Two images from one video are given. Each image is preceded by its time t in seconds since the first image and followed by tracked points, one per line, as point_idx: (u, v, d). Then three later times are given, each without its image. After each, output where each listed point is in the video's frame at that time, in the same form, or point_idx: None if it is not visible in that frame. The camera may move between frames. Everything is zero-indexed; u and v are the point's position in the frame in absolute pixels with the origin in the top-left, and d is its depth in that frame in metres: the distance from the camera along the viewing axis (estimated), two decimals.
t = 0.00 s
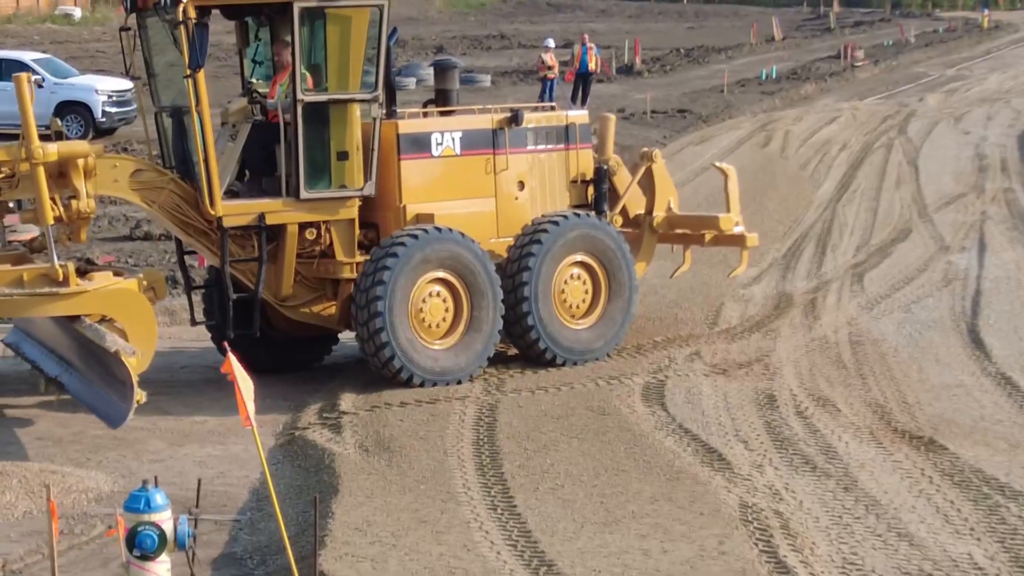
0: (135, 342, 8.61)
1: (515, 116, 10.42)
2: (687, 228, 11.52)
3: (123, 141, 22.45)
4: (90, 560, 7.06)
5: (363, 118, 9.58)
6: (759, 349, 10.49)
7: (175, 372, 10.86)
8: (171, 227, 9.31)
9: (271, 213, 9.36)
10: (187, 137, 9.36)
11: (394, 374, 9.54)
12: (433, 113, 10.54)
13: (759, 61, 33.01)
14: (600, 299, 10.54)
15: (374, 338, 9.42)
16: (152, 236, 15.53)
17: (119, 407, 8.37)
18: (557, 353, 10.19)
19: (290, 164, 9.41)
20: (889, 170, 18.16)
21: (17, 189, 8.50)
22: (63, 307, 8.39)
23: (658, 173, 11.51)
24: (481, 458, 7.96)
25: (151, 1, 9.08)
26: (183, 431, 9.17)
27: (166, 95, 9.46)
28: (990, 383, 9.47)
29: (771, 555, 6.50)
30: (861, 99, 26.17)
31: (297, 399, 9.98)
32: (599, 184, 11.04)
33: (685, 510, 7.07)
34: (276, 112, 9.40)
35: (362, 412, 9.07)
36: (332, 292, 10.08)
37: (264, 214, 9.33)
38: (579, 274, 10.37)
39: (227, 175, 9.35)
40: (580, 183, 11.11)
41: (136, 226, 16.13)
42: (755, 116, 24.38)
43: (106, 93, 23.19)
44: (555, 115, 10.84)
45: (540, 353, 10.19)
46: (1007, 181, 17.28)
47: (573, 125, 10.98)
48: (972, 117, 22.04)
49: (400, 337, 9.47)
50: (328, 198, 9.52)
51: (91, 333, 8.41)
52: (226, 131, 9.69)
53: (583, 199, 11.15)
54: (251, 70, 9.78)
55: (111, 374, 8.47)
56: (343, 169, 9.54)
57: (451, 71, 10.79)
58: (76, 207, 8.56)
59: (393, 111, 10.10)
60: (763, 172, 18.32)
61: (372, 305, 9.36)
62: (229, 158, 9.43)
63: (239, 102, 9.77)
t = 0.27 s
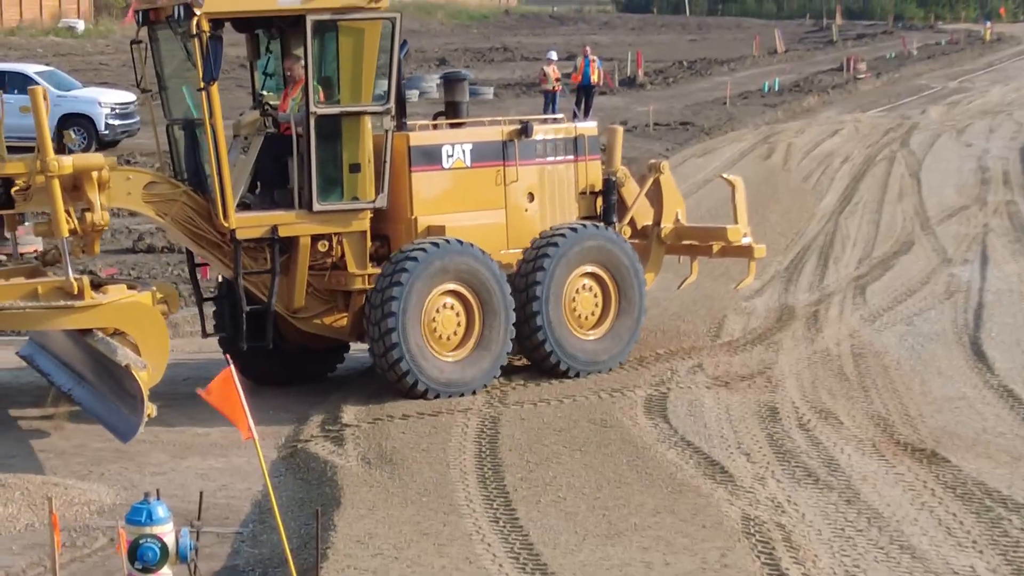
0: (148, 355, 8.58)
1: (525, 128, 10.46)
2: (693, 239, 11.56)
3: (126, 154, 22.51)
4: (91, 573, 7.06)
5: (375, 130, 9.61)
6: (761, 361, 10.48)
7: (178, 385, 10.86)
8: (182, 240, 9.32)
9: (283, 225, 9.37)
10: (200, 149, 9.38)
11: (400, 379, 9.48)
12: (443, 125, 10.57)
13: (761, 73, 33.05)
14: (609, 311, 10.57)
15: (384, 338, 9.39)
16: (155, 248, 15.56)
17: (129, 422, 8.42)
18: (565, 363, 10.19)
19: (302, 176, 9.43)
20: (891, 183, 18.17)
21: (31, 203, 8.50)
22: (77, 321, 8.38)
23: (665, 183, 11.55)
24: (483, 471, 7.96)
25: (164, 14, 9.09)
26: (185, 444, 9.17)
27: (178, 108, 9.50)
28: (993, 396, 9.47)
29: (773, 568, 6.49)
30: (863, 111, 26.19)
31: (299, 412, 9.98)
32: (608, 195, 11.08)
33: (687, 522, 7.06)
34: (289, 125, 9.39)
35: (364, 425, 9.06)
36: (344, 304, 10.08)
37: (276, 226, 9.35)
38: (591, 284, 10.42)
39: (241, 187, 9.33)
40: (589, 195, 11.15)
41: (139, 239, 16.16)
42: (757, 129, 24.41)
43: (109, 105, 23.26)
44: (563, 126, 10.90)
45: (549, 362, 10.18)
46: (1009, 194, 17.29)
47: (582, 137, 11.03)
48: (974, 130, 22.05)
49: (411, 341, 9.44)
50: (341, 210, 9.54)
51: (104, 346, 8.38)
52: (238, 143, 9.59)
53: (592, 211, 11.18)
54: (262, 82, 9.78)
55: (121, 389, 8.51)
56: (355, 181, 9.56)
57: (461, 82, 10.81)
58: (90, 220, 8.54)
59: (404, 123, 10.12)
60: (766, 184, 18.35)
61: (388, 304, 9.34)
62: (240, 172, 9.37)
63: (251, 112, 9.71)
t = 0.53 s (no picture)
0: (171, 367, 8.69)
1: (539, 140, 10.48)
2: (702, 252, 11.58)
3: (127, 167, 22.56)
4: None
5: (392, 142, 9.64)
6: (762, 375, 10.48)
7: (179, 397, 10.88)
8: (203, 250, 9.32)
9: (305, 236, 9.38)
10: (220, 161, 9.41)
11: (411, 372, 9.45)
12: (457, 137, 10.57)
13: (761, 87, 33.10)
14: (623, 327, 10.59)
15: (404, 326, 9.38)
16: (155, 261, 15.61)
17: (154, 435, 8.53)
18: (578, 370, 10.19)
19: (322, 187, 9.45)
20: (892, 196, 18.18)
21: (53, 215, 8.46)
22: (101, 334, 8.49)
23: (674, 196, 11.59)
24: (484, 484, 7.96)
25: (184, 26, 9.12)
26: (186, 457, 9.17)
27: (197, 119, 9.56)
28: (993, 409, 9.46)
29: None
30: (863, 125, 26.23)
31: (301, 424, 9.98)
32: (620, 209, 11.04)
33: (687, 536, 7.05)
34: (309, 137, 9.41)
35: (365, 438, 9.06)
36: (362, 315, 10.02)
37: (298, 237, 9.36)
38: (608, 295, 10.45)
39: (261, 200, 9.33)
40: (601, 207, 11.14)
41: (140, 251, 16.20)
42: (758, 142, 24.44)
43: (110, 118, 23.31)
44: (575, 139, 10.88)
45: (562, 370, 10.19)
46: (1010, 207, 17.30)
47: (594, 149, 11.01)
48: (975, 143, 22.08)
49: (431, 336, 9.44)
50: (360, 222, 9.57)
51: (127, 358, 8.55)
52: (256, 156, 9.48)
53: (604, 223, 11.17)
54: (278, 95, 9.83)
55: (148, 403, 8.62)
56: (374, 193, 9.58)
57: (475, 95, 10.84)
58: (113, 232, 8.60)
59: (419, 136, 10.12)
60: (766, 198, 18.37)
61: (413, 294, 9.38)
62: (259, 185, 9.37)
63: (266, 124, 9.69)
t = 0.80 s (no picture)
0: (194, 383, 8.75)
1: (552, 152, 10.52)
2: (709, 262, 11.60)
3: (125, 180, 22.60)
4: None
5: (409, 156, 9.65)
6: (760, 388, 10.49)
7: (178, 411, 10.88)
8: (224, 264, 9.31)
9: (325, 249, 9.39)
10: (239, 174, 9.37)
11: (428, 368, 9.42)
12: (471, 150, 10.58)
13: (759, 100, 33.17)
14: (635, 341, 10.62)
15: (430, 310, 9.38)
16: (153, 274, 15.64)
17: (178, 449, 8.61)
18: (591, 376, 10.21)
19: (341, 201, 9.48)
20: (890, 210, 18.21)
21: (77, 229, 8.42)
22: (127, 351, 8.51)
23: (682, 209, 11.62)
24: (481, 498, 7.96)
25: (204, 40, 9.14)
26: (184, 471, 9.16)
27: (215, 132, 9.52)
28: (991, 423, 9.47)
29: None
30: (861, 138, 26.28)
31: (299, 436, 9.97)
32: (630, 220, 11.11)
33: (685, 550, 7.05)
34: (327, 151, 9.43)
35: (363, 452, 9.05)
36: (380, 326, 10.09)
37: (319, 250, 9.36)
38: (621, 306, 10.49)
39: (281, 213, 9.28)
40: (612, 219, 11.16)
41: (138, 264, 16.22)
42: (756, 156, 24.48)
43: (108, 132, 23.35)
44: (586, 151, 10.96)
45: (571, 375, 10.19)
46: (1008, 221, 17.33)
47: (605, 161, 11.06)
48: (973, 157, 22.12)
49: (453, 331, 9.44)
50: (378, 235, 9.59)
51: (154, 375, 8.59)
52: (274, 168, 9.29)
53: (615, 234, 11.19)
54: (292, 108, 9.77)
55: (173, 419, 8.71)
56: (391, 206, 9.61)
57: (489, 107, 10.83)
58: (137, 245, 8.57)
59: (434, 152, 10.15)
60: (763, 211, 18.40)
61: (445, 285, 9.45)
62: (279, 199, 9.27)
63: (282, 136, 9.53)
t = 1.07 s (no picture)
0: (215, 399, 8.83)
1: (561, 165, 10.55)
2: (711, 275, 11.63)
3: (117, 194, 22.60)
4: None
5: (422, 168, 9.67)
6: (753, 402, 10.49)
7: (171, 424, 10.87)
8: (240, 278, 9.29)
9: (340, 262, 9.38)
10: (254, 186, 9.36)
11: (441, 358, 9.42)
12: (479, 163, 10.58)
13: (752, 114, 33.26)
14: (640, 358, 10.62)
15: (456, 300, 9.47)
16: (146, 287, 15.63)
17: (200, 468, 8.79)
18: (597, 385, 10.19)
19: (356, 213, 9.47)
20: (882, 224, 18.24)
21: (95, 242, 8.35)
22: (147, 366, 8.51)
23: (684, 221, 11.57)
24: (474, 512, 7.95)
25: (218, 54, 9.16)
26: (176, 484, 9.15)
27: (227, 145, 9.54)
28: (984, 437, 9.48)
29: None
30: (853, 152, 26.34)
31: (292, 449, 9.95)
32: (636, 232, 11.13)
33: (678, 564, 7.04)
34: (342, 163, 9.37)
35: (356, 466, 9.03)
36: (391, 338, 10.10)
37: (333, 263, 9.35)
38: (632, 319, 10.54)
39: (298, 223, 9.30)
40: (617, 231, 11.17)
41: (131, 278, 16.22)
42: (749, 170, 24.53)
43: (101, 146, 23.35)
44: (593, 163, 10.97)
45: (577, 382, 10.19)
46: (1000, 235, 17.36)
47: (610, 174, 11.08)
48: (965, 171, 22.18)
49: (474, 324, 9.47)
50: (392, 246, 9.60)
51: (176, 391, 8.82)
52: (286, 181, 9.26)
53: (619, 247, 11.20)
54: (302, 121, 9.66)
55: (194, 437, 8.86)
56: (404, 219, 9.62)
57: (497, 121, 10.88)
58: (156, 257, 8.56)
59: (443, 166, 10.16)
60: (756, 225, 18.44)
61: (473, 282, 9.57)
62: (293, 212, 9.28)
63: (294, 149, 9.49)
